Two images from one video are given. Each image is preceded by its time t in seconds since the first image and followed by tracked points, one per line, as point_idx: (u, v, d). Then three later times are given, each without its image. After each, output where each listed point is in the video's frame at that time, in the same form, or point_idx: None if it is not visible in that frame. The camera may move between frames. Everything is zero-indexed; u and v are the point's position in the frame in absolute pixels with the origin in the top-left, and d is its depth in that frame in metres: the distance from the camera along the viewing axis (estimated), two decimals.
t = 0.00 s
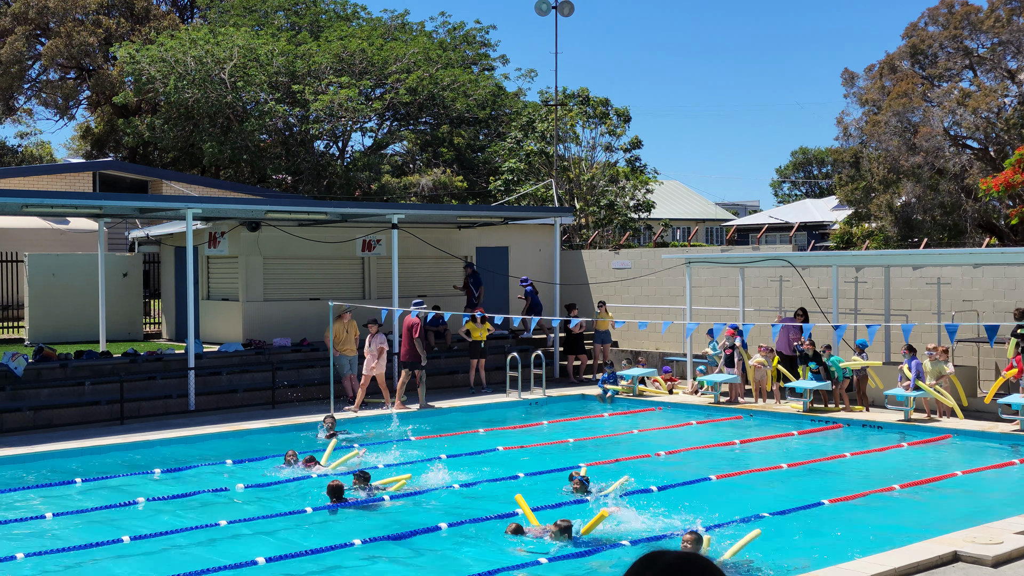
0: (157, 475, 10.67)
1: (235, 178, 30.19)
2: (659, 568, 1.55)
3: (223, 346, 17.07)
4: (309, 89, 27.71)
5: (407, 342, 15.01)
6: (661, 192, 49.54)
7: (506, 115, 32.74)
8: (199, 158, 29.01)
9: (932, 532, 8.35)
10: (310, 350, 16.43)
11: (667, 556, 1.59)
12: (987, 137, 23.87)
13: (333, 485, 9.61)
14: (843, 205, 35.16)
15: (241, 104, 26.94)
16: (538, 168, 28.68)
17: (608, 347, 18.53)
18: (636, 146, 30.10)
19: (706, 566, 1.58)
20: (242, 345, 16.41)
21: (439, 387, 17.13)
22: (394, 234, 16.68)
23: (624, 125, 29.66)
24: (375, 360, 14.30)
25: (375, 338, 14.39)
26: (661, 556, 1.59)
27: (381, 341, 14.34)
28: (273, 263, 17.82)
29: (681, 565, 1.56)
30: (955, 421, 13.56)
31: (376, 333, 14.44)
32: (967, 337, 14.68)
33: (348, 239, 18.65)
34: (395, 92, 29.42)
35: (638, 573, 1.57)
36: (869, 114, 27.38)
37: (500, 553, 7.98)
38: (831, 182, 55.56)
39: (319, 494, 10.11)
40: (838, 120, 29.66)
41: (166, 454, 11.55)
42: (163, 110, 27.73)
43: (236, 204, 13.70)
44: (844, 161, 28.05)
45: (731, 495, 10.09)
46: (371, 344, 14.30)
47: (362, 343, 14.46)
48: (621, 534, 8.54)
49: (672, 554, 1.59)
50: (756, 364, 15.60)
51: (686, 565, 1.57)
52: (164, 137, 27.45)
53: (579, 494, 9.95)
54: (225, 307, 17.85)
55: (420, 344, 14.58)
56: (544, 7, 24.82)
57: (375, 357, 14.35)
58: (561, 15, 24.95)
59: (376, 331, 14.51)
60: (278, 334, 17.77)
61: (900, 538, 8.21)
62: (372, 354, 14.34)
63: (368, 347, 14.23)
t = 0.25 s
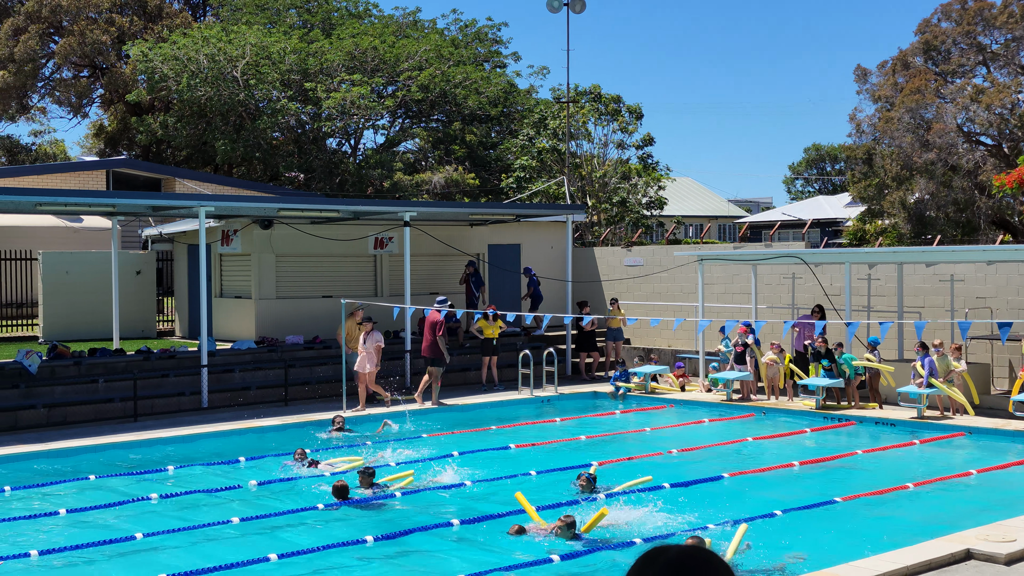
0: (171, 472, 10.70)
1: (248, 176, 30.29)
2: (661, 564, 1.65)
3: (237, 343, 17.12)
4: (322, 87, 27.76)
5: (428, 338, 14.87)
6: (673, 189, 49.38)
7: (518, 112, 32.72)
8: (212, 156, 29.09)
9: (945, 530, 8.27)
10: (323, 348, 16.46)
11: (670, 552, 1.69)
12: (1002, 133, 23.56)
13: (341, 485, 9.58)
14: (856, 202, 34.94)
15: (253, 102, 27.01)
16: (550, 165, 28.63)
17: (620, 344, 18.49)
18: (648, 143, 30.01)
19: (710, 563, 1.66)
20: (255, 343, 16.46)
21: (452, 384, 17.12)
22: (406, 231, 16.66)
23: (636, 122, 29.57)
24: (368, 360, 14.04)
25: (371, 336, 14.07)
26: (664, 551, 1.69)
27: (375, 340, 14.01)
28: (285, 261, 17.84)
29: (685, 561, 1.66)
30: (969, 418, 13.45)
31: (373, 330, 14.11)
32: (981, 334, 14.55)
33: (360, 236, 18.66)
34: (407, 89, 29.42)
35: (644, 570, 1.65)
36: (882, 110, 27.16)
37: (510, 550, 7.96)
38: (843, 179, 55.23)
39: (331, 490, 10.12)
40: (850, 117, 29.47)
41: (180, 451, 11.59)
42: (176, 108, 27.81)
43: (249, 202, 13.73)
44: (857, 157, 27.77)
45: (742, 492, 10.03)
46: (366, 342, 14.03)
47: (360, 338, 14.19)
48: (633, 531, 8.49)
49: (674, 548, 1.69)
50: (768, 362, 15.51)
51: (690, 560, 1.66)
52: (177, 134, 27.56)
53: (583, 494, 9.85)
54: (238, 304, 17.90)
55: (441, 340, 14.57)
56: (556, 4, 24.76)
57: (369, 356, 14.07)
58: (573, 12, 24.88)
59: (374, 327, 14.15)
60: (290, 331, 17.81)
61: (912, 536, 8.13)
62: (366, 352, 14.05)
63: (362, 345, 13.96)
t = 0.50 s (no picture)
0: (185, 469, 10.72)
1: (261, 174, 30.37)
2: (674, 561, 1.64)
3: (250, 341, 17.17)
4: (335, 84, 27.78)
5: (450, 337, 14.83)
6: (686, 186, 49.20)
7: (531, 109, 32.68)
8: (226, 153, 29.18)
9: (959, 528, 8.19)
10: (336, 345, 16.48)
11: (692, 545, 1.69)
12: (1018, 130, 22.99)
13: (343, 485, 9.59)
14: (870, 198, 34.70)
15: (266, 100, 27.07)
16: (563, 163, 28.56)
17: (633, 342, 18.42)
18: (662, 140, 29.89)
19: (727, 559, 1.66)
20: (269, 340, 16.50)
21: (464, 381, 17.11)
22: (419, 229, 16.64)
23: (649, 119, 29.45)
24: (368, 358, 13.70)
25: (371, 335, 13.79)
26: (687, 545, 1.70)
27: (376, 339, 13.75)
28: (299, 259, 17.87)
29: (700, 555, 1.67)
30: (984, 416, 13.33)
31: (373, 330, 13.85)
32: (995, 331, 14.42)
33: (373, 234, 18.66)
34: (420, 87, 29.42)
35: (662, 566, 1.64)
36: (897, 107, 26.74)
37: (522, 548, 7.94)
38: (858, 175, 54.86)
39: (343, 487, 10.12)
40: (864, 113, 29.26)
41: (193, 449, 11.62)
42: (189, 106, 27.91)
43: (262, 200, 13.76)
44: (870, 154, 27.61)
45: (755, 490, 9.96)
46: (365, 341, 13.72)
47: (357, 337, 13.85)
48: (645, 530, 8.45)
49: (693, 543, 1.69)
50: (782, 359, 15.40)
51: (705, 555, 1.67)
52: (190, 132, 27.64)
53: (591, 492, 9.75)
54: (252, 302, 17.95)
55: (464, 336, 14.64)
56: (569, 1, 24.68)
57: (367, 354, 13.74)
58: (586, 9, 24.79)
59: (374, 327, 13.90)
60: (304, 329, 17.85)
61: (926, 535, 8.05)
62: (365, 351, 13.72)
63: (361, 343, 13.65)
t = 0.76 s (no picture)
0: (204, 468, 10.76)
1: (279, 173, 30.47)
2: (699, 563, 1.53)
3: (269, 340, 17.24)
4: (353, 84, 27.86)
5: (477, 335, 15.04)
6: (705, 185, 48.96)
7: (548, 108, 32.65)
8: (244, 153, 29.32)
9: (979, 529, 8.09)
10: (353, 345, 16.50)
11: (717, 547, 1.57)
12: None
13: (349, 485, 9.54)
14: (889, 197, 34.37)
15: (285, 100, 27.18)
16: (580, 161, 28.49)
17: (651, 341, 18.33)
18: (680, 138, 29.73)
19: (752, 563, 1.55)
20: (287, 339, 16.55)
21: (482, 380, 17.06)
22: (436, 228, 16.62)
23: (667, 117, 29.31)
24: (369, 358, 13.67)
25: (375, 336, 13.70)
26: (710, 547, 1.57)
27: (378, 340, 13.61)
28: (317, 258, 17.91)
29: (724, 560, 1.56)
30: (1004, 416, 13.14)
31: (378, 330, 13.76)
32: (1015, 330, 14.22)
33: (391, 233, 18.67)
34: (437, 86, 29.42)
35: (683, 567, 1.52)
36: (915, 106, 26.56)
37: (538, 547, 7.90)
38: (877, 174, 54.37)
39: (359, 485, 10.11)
40: (883, 112, 28.98)
41: (211, 447, 11.66)
42: (209, 106, 28.05)
43: (281, 200, 13.80)
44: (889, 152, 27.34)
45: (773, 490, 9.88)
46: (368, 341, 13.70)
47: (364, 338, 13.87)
48: (663, 530, 8.39)
49: (719, 544, 1.58)
50: (800, 359, 15.22)
51: (729, 558, 1.56)
52: (209, 132, 27.78)
53: (603, 493, 9.66)
54: (270, 301, 18.02)
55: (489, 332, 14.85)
56: None
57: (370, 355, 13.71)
58: (604, 9, 24.71)
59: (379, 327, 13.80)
60: (322, 327, 17.90)
61: (944, 535, 7.95)
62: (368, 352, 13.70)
63: (364, 344, 13.62)
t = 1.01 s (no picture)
0: (232, 467, 10.82)
1: (307, 174, 30.64)
2: (718, 564, 1.56)
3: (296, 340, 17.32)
4: (381, 85, 27.96)
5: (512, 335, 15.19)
6: (733, 185, 48.56)
7: (575, 109, 32.57)
8: (273, 154, 29.52)
9: (1014, 533, 7.92)
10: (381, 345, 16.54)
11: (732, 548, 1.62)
12: None
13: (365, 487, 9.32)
14: (920, 198, 33.87)
15: (313, 101, 27.34)
16: (608, 162, 28.37)
17: (679, 342, 18.18)
18: (708, 139, 29.49)
19: (766, 563, 1.60)
20: (315, 339, 16.62)
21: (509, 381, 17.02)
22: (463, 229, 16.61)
23: (695, 118, 29.10)
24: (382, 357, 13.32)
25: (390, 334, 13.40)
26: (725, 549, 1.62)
27: (393, 339, 13.28)
28: (345, 258, 17.98)
29: (742, 561, 1.60)
30: None
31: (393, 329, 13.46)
32: None
33: (418, 234, 18.69)
34: (465, 87, 29.43)
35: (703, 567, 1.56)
36: (946, 106, 26.15)
37: (564, 548, 7.84)
38: (908, 175, 53.62)
39: (385, 485, 10.11)
40: (914, 113, 28.56)
41: (239, 446, 11.72)
42: (238, 107, 28.29)
43: (309, 200, 13.86)
44: (920, 154, 27.01)
45: (802, 492, 9.75)
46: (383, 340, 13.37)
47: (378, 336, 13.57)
48: (691, 532, 8.30)
49: (735, 547, 1.63)
50: (829, 361, 14.97)
51: (746, 559, 1.60)
52: (238, 133, 27.99)
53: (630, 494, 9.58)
54: (298, 301, 18.11)
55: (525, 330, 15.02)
56: (614, 1, 24.50)
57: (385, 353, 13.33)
58: (631, 9, 24.57)
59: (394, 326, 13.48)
60: (349, 328, 17.96)
61: (978, 539, 7.80)
62: (382, 350, 13.37)
63: (377, 342, 13.29)
